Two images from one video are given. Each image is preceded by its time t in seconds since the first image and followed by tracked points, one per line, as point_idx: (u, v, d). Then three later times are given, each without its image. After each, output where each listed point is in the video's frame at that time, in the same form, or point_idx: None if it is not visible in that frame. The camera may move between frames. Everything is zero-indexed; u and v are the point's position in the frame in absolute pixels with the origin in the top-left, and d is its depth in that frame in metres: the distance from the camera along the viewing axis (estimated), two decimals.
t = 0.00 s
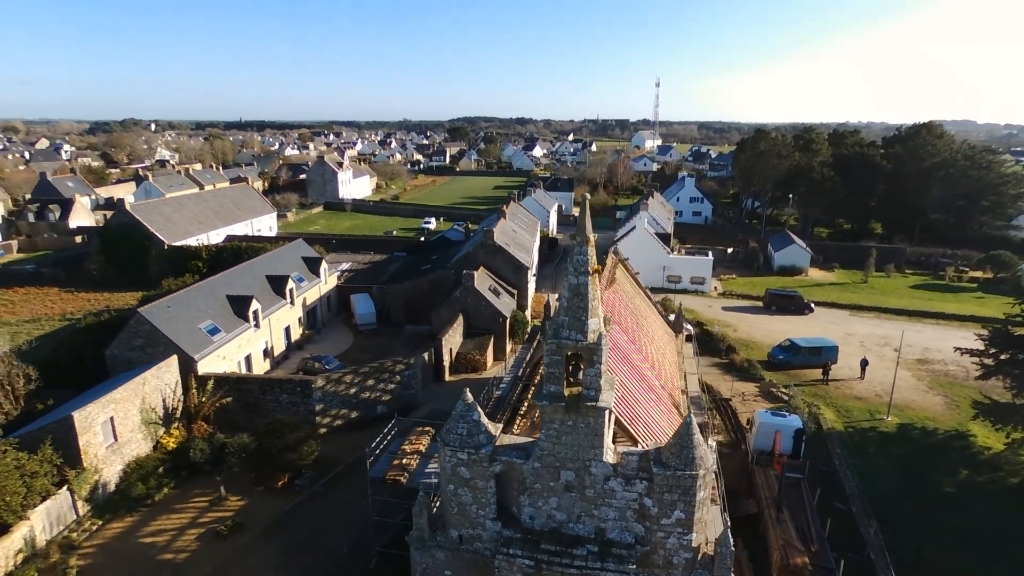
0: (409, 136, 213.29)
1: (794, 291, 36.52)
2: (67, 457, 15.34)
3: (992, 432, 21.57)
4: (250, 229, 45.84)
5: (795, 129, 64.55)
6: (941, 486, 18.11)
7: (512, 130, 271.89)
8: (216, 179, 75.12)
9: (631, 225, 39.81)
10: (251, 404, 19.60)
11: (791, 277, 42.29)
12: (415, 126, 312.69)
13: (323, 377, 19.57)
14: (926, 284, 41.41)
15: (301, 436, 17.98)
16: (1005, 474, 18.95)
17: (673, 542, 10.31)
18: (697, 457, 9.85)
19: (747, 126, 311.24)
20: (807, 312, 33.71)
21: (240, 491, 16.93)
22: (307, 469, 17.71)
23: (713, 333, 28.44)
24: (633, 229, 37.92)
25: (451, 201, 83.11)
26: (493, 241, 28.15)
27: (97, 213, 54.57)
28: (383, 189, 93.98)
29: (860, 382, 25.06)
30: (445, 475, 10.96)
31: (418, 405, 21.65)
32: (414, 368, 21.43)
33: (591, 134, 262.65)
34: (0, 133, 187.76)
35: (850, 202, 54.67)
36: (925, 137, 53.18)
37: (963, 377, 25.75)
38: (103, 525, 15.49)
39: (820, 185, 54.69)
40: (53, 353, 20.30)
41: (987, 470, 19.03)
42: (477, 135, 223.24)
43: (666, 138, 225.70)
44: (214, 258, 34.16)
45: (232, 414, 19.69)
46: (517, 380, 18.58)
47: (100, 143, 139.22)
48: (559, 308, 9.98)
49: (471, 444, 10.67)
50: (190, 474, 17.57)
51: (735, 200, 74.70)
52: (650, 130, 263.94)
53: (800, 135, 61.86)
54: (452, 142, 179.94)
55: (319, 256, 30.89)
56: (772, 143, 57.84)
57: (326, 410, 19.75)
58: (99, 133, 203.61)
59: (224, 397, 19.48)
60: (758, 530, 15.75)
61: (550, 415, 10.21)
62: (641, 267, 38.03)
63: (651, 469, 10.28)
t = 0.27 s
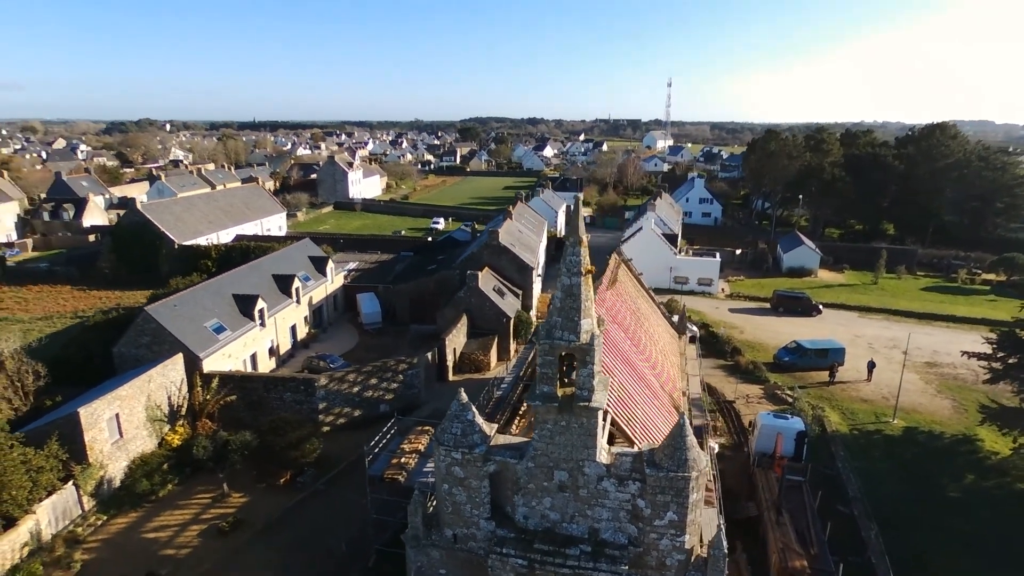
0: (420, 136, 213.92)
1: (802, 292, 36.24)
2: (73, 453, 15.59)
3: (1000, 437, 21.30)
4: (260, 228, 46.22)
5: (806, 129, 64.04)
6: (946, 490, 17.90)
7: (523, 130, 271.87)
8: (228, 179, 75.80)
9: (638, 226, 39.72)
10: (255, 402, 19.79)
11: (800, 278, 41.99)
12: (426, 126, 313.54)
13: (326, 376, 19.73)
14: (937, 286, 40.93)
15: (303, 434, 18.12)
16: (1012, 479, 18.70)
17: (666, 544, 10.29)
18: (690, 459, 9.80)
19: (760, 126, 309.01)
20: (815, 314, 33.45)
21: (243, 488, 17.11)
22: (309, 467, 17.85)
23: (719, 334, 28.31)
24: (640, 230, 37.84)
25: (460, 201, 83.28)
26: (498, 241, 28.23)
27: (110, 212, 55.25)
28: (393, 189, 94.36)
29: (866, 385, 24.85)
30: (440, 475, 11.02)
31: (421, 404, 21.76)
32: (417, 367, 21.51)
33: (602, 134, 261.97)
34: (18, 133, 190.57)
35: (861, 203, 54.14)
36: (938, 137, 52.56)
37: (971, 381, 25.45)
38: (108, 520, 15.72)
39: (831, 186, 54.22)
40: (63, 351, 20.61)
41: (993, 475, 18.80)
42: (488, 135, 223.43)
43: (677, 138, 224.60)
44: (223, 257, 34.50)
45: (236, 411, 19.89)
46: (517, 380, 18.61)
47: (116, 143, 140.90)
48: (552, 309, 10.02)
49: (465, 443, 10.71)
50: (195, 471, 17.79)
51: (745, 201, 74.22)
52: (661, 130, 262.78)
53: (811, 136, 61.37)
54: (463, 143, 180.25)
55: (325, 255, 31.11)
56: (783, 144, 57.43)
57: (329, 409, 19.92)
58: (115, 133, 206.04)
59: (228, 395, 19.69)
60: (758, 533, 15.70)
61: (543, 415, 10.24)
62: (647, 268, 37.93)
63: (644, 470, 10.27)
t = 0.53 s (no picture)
0: (433, 136, 214.66)
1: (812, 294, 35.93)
2: (80, 448, 15.89)
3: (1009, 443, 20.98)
4: (271, 228, 46.68)
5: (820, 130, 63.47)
6: (952, 496, 17.65)
7: (536, 130, 271.75)
8: (242, 179, 76.61)
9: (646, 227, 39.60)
10: (260, 399, 20.03)
11: (811, 280, 41.63)
12: (440, 126, 314.49)
13: (330, 375, 19.92)
14: (951, 289, 40.37)
15: (306, 432, 18.30)
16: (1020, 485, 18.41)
17: (658, 546, 10.28)
18: (682, 461, 9.76)
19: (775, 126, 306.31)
20: (824, 316, 33.14)
21: (246, 485, 17.32)
22: (312, 464, 18.03)
23: (725, 336, 28.17)
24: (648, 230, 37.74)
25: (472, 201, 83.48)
26: (504, 242, 28.31)
27: (126, 211, 56.09)
28: (405, 189, 94.80)
29: (874, 389, 24.60)
30: (434, 474, 11.10)
31: (425, 404, 21.88)
32: (421, 367, 21.60)
33: (616, 134, 261.19)
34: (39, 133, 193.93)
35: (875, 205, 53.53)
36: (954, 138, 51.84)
37: (982, 385, 25.08)
38: (114, 514, 16.00)
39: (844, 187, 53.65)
40: (74, 348, 20.99)
41: (1001, 481, 18.52)
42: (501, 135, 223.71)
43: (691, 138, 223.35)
44: (233, 256, 34.91)
45: (242, 409, 20.15)
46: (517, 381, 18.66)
47: (134, 143, 142.90)
48: (544, 310, 10.05)
49: (458, 443, 10.77)
50: (200, 467, 18.04)
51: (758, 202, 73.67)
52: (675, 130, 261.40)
53: (824, 136, 60.79)
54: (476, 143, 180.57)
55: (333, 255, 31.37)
56: (795, 144, 56.96)
57: (333, 407, 20.11)
58: (133, 133, 208.92)
59: (234, 393, 19.95)
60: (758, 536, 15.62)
61: (536, 415, 10.28)
62: (655, 269, 37.82)
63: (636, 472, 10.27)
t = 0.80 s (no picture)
0: (445, 136, 215.20)
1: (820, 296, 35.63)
2: (86, 444, 16.13)
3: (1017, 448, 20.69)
4: (280, 227, 47.02)
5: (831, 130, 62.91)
6: (958, 501, 17.42)
7: (547, 130, 271.59)
8: (254, 179, 77.22)
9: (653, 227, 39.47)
10: (264, 397, 20.22)
11: (820, 282, 41.28)
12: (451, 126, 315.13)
13: (334, 373, 20.05)
14: (963, 291, 39.88)
15: (309, 430, 18.45)
16: None
17: (651, 547, 10.28)
18: (676, 463, 9.73)
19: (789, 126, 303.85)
20: (833, 318, 32.85)
21: (249, 482, 17.50)
22: (314, 462, 18.17)
23: (731, 338, 28.03)
24: (655, 231, 37.62)
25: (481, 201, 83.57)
26: (509, 242, 28.34)
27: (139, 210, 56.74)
28: (415, 189, 95.10)
29: (881, 392, 24.36)
30: (429, 473, 11.16)
31: (428, 403, 21.95)
32: (424, 367, 21.65)
33: (627, 134, 260.36)
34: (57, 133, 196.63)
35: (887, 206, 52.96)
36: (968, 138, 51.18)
37: (992, 389, 24.75)
38: (119, 509, 16.23)
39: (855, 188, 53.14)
40: (83, 345, 21.31)
41: (1008, 486, 18.28)
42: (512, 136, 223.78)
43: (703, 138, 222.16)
44: (242, 255, 35.22)
45: (246, 406, 20.34)
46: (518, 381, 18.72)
47: (149, 143, 144.52)
48: (538, 311, 10.08)
49: (453, 442, 10.82)
50: (204, 464, 18.25)
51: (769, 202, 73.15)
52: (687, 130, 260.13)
53: (836, 136, 60.24)
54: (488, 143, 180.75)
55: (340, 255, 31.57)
56: (806, 145, 56.50)
57: (336, 406, 20.25)
58: (149, 133, 211.25)
59: (239, 390, 20.15)
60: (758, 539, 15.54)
61: (530, 416, 10.30)
62: (662, 270, 37.69)
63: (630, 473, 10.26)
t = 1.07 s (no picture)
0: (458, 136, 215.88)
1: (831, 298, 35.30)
2: (92, 440, 16.42)
3: None
4: (291, 227, 47.43)
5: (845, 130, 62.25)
6: (963, 507, 17.20)
7: (560, 131, 271.31)
8: (267, 178, 77.96)
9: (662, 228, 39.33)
10: (270, 395, 20.44)
11: (831, 284, 40.89)
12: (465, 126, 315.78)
13: (337, 372, 20.22)
14: (977, 294, 39.31)
15: (312, 428, 18.65)
16: None
17: (642, 549, 10.29)
18: (667, 465, 9.72)
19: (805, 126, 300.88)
20: (843, 320, 32.54)
21: (252, 479, 17.71)
22: (317, 460, 18.34)
23: (737, 340, 27.88)
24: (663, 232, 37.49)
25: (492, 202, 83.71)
26: (515, 242, 28.40)
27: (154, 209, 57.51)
28: (427, 188, 95.46)
29: (889, 396, 24.11)
30: (424, 471, 11.24)
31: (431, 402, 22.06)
32: (428, 366, 21.73)
33: (641, 134, 259.24)
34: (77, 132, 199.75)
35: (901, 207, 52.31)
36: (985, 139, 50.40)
37: (1003, 394, 24.39)
38: (124, 504, 16.50)
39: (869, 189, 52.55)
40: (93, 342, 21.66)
41: (1015, 492, 18.03)
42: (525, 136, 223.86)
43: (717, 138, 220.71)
44: (253, 254, 35.60)
45: (252, 404, 20.58)
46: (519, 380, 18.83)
47: (166, 143, 146.40)
48: (530, 311, 10.12)
49: (447, 442, 10.88)
50: (209, 460, 18.50)
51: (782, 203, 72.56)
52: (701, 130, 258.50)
53: (851, 137, 59.60)
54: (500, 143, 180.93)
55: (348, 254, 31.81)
56: (819, 145, 55.99)
57: (340, 404, 20.43)
58: (166, 133, 213.99)
59: (244, 388, 20.39)
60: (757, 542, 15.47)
61: (522, 416, 10.34)
62: (670, 271, 37.56)
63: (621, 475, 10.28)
